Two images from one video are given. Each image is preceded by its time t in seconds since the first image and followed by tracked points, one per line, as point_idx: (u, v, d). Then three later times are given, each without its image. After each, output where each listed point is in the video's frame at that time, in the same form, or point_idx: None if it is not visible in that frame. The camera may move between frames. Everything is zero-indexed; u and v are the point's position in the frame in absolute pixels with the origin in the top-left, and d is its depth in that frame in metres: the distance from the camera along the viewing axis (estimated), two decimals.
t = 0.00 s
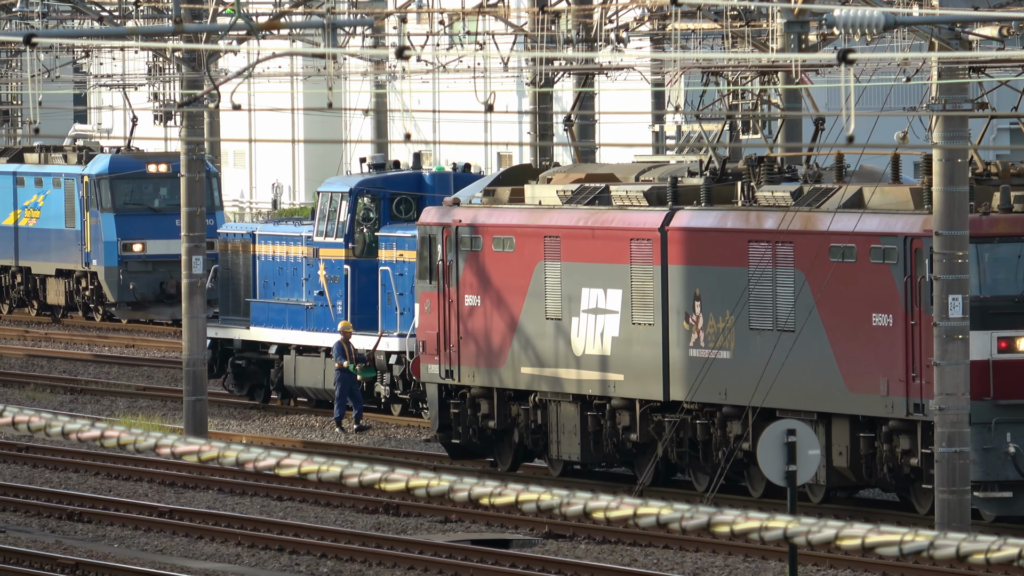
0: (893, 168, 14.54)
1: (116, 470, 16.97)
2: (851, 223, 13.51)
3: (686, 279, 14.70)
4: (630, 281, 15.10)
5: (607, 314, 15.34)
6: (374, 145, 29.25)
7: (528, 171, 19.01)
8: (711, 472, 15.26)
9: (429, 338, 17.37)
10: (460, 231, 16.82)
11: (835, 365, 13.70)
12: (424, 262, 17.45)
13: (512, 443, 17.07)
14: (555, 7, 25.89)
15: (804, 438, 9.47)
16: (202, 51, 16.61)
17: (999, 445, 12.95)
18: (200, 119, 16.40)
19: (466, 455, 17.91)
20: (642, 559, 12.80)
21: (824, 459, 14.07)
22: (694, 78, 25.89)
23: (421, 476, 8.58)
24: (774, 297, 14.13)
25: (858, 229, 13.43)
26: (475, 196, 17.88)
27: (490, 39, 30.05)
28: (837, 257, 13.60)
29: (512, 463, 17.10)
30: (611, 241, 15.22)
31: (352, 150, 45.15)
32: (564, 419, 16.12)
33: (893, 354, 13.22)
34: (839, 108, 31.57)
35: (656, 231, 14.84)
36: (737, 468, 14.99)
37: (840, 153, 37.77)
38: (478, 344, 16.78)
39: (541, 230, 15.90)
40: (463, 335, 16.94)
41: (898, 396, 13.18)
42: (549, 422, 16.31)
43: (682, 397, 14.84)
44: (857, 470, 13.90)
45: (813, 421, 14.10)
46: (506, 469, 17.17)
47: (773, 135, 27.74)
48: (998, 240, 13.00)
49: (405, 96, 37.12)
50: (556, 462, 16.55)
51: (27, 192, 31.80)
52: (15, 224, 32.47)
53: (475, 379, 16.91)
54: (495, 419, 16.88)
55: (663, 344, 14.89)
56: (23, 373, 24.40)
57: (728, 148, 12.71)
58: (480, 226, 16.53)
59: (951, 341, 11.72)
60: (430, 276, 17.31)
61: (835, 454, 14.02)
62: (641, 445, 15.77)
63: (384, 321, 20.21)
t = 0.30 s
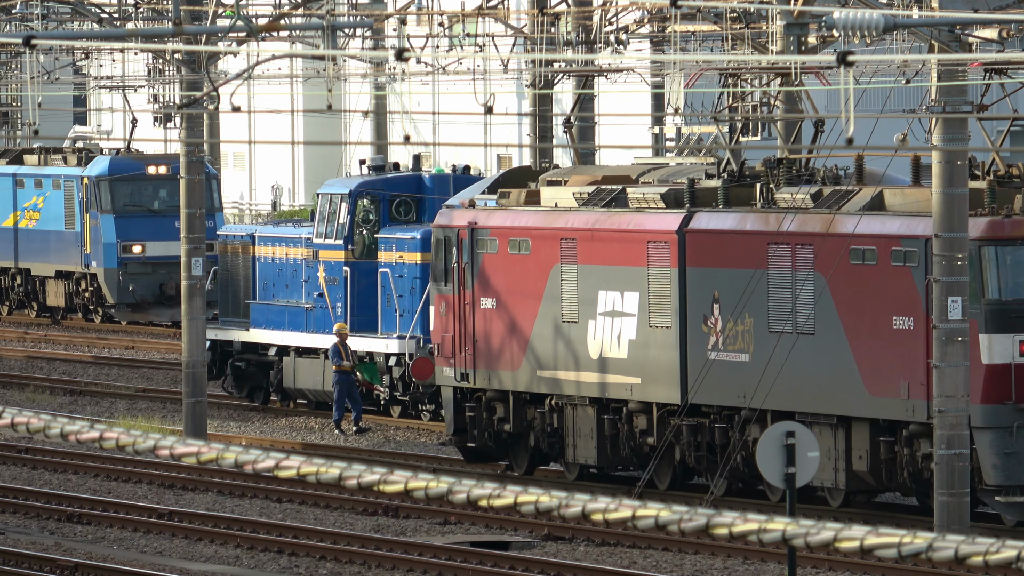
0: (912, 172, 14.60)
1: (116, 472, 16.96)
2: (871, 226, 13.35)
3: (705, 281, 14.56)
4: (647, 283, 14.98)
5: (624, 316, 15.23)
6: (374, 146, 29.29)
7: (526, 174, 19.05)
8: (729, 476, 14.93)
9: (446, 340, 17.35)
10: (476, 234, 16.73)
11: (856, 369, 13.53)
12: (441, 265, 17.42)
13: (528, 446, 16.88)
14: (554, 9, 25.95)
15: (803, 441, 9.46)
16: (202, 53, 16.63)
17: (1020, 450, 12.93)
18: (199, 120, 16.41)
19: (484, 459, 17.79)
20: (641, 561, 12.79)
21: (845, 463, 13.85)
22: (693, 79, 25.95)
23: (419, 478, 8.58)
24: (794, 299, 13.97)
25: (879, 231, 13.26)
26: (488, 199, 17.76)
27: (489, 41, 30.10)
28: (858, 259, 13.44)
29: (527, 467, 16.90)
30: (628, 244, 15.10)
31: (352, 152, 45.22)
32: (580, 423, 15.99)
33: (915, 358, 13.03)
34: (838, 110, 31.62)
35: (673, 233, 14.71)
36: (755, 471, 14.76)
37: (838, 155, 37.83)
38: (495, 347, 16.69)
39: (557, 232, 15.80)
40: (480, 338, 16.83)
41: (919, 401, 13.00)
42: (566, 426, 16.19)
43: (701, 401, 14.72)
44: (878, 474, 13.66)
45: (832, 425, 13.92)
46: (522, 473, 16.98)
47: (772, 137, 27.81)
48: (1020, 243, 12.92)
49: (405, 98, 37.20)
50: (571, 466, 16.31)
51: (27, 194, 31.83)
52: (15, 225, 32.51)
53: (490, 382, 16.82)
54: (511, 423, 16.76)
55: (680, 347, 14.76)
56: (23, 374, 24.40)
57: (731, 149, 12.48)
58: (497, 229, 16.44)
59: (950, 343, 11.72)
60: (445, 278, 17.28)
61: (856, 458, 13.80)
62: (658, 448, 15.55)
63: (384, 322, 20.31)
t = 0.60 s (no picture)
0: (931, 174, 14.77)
1: (113, 472, 16.96)
2: (888, 227, 13.27)
3: (721, 283, 14.50)
4: (662, 286, 14.93)
5: (638, 319, 15.18)
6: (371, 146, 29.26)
7: (524, 174, 19.05)
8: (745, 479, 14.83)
9: (457, 343, 17.19)
10: (488, 235, 16.59)
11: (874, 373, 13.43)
12: (451, 267, 17.28)
13: (541, 449, 16.80)
14: (551, 10, 25.96)
15: (801, 442, 9.46)
16: (199, 55, 16.64)
17: None
18: (196, 121, 16.42)
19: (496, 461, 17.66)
20: (638, 562, 12.81)
21: (862, 466, 13.76)
22: (690, 79, 25.94)
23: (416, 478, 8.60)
24: (811, 302, 13.90)
25: (896, 232, 13.15)
26: (500, 202, 17.73)
27: (487, 41, 30.07)
28: (875, 261, 13.35)
29: (541, 469, 16.83)
30: (642, 246, 15.05)
31: (349, 153, 45.21)
32: (596, 425, 15.87)
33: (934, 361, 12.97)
34: (835, 111, 31.59)
35: (688, 236, 14.66)
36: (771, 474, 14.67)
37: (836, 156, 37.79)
38: (507, 350, 16.56)
39: (570, 234, 15.70)
40: (492, 340, 16.73)
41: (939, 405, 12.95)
42: (579, 428, 16.09)
43: (718, 404, 14.66)
44: (895, 477, 13.59)
45: (850, 428, 13.85)
46: (535, 475, 16.91)
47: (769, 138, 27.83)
48: None
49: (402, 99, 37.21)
50: (584, 468, 16.24)
51: (24, 195, 31.83)
52: (12, 226, 32.50)
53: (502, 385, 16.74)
54: (524, 425, 16.67)
55: (695, 350, 14.72)
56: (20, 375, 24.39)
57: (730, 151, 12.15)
58: (509, 231, 16.31)
59: (947, 345, 11.74)
60: (457, 281, 17.14)
61: (873, 461, 13.72)
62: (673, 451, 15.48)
63: (380, 323, 20.31)
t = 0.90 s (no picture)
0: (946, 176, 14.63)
1: (108, 472, 16.96)
2: (904, 228, 13.21)
3: (734, 283, 14.42)
4: (674, 287, 14.84)
5: (650, 320, 15.08)
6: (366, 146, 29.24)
7: (519, 175, 19.03)
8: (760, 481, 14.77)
9: (468, 344, 17.00)
10: (499, 236, 16.45)
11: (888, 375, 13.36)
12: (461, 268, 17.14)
13: (552, 451, 16.68)
14: (546, 10, 25.97)
15: (795, 442, 9.47)
16: (194, 55, 16.63)
17: None
18: (192, 121, 16.42)
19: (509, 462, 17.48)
20: (633, 562, 12.82)
21: (876, 468, 13.70)
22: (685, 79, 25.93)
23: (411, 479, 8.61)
24: (825, 302, 13.83)
25: (912, 232, 13.10)
26: (511, 202, 17.70)
27: (483, 41, 30.08)
28: (890, 262, 13.28)
29: (552, 471, 16.71)
30: (654, 247, 14.94)
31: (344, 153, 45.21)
32: (607, 427, 15.77)
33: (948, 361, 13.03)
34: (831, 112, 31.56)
35: (702, 237, 14.54)
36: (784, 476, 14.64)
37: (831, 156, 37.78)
38: (517, 352, 16.42)
39: (581, 235, 15.57)
40: (502, 341, 16.59)
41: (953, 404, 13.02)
42: (590, 430, 15.97)
43: (731, 405, 14.57)
44: (908, 479, 13.57)
45: (864, 430, 13.76)
46: (546, 477, 16.80)
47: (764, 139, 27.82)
48: None
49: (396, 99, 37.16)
50: (595, 470, 16.14)
51: (19, 195, 31.83)
52: (7, 226, 32.50)
53: (511, 386, 16.60)
54: (535, 427, 16.52)
55: (708, 352, 14.62)
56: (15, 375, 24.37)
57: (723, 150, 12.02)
58: (521, 231, 16.17)
59: (942, 345, 11.76)
60: (467, 281, 16.98)
61: (887, 463, 13.66)
62: (685, 453, 15.42)
63: (376, 324, 20.29)
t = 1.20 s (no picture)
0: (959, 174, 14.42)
1: (103, 472, 16.94)
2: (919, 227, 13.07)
3: (747, 284, 14.31)
4: (687, 288, 14.73)
5: (662, 321, 14.97)
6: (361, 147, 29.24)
7: (514, 174, 19.04)
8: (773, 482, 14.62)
9: (478, 345, 16.97)
10: (509, 236, 16.38)
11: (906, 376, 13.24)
12: (471, 268, 17.09)
13: (562, 453, 16.46)
14: (541, 11, 25.97)
15: (791, 442, 9.49)
16: (190, 55, 16.60)
17: None
18: (187, 121, 16.40)
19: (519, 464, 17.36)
20: (628, 562, 12.82)
21: (890, 470, 13.61)
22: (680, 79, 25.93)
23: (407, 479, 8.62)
24: (838, 303, 13.71)
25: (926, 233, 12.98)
26: (521, 202, 17.57)
27: (478, 41, 30.08)
28: (904, 263, 13.17)
29: (562, 473, 16.46)
30: (667, 246, 14.83)
31: (340, 153, 45.20)
32: (617, 428, 15.66)
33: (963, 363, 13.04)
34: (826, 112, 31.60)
35: (715, 237, 14.44)
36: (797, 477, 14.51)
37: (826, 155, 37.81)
38: (528, 353, 16.33)
39: (592, 235, 15.47)
40: (513, 341, 16.51)
41: (968, 405, 13.01)
42: (601, 431, 15.85)
43: (745, 407, 14.43)
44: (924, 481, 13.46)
45: (878, 431, 13.65)
46: (555, 479, 16.58)
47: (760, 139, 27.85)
48: None
49: (392, 99, 37.17)
50: (606, 472, 15.95)
51: (15, 195, 31.82)
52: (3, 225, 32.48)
53: (521, 387, 16.50)
54: (545, 428, 16.38)
55: (721, 352, 14.51)
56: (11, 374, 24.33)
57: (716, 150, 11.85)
58: (531, 232, 16.08)
59: (937, 345, 11.77)
60: (478, 282, 16.95)
61: (902, 465, 13.55)
62: (697, 455, 15.24)
63: (372, 324, 20.32)
